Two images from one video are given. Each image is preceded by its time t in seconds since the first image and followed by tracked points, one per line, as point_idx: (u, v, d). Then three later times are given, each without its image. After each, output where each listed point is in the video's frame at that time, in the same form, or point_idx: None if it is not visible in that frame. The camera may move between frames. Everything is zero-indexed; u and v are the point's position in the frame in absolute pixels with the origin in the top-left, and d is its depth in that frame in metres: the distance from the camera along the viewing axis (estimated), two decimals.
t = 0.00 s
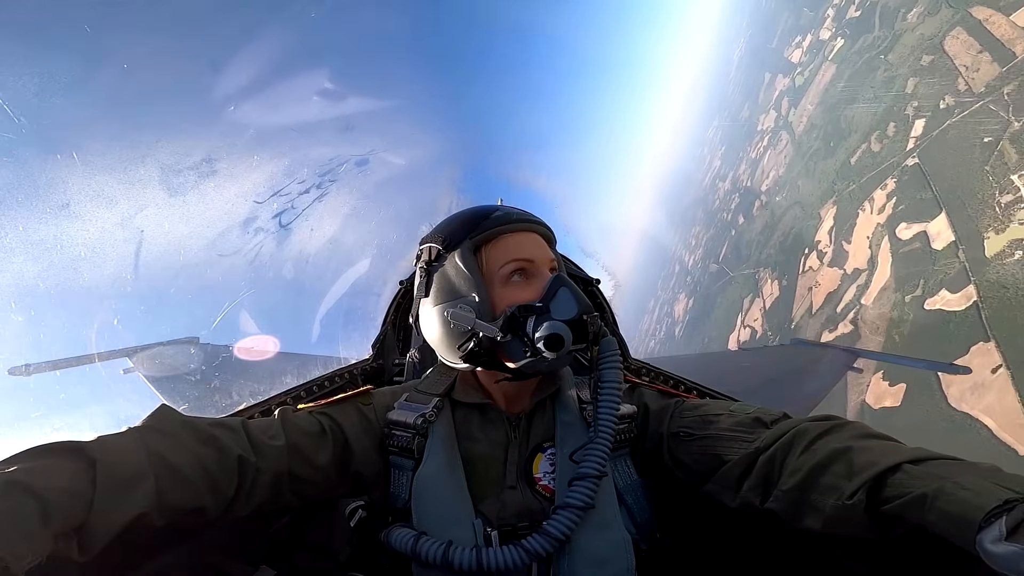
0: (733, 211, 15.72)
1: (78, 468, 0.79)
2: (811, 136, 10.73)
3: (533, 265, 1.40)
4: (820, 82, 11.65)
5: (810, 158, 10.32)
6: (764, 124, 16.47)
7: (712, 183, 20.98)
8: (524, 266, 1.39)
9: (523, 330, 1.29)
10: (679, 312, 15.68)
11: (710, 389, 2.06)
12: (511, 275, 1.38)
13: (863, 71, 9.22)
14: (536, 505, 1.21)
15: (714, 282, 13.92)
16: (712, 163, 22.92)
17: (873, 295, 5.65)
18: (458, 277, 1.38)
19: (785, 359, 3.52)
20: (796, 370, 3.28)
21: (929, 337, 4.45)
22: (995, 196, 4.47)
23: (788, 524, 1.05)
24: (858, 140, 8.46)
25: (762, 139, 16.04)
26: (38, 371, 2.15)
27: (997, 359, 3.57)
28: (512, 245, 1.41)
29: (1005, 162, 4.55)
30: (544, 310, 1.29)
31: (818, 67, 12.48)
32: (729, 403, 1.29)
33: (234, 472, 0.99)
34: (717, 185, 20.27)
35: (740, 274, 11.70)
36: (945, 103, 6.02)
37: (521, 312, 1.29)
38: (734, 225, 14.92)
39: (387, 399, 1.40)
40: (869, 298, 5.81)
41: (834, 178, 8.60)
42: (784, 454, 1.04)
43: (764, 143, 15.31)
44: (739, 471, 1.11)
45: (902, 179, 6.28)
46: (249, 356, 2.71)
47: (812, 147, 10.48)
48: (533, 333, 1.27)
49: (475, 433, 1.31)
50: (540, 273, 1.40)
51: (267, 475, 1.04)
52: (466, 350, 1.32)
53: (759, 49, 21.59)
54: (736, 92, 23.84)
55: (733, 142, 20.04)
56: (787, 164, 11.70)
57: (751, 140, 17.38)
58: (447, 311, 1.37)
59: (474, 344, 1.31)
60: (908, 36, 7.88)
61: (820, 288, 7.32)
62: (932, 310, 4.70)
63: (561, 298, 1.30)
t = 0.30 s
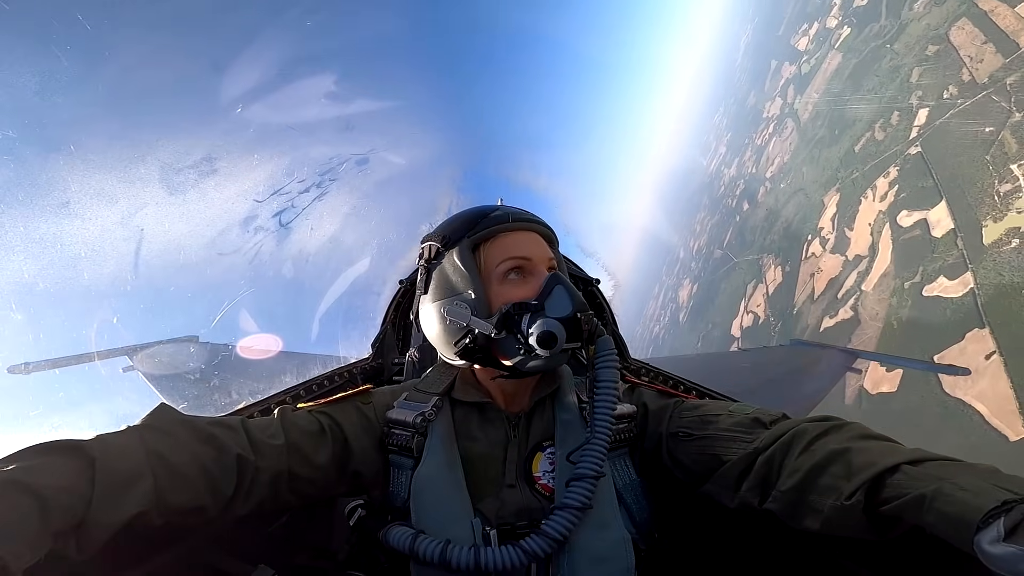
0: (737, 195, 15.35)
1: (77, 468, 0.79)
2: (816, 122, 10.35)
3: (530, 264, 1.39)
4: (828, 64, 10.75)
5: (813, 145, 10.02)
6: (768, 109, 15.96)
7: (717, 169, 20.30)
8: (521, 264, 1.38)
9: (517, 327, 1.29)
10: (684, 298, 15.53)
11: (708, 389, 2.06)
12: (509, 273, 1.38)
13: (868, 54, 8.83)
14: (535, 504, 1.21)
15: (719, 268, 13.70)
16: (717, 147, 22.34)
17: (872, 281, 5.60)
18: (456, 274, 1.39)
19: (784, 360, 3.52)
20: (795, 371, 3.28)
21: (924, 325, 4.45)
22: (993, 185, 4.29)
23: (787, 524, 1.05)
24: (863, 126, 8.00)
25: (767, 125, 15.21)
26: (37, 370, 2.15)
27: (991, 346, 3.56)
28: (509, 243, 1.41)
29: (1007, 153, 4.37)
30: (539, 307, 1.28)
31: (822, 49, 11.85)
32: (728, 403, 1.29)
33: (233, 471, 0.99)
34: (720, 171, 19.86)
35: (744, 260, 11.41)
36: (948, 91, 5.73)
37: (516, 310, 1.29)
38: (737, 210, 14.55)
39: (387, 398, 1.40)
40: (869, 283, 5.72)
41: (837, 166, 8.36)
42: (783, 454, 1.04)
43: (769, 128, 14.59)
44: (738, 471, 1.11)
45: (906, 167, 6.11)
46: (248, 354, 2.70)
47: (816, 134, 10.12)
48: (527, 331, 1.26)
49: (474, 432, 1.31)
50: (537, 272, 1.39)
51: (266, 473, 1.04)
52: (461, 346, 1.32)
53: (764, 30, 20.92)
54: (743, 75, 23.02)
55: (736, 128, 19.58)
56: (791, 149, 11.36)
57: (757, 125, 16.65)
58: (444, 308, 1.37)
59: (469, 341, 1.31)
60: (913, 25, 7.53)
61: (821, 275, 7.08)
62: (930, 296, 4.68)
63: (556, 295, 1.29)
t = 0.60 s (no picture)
0: (741, 184, 15.22)
1: (79, 469, 0.79)
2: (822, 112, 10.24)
3: (523, 265, 1.39)
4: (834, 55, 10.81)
5: (818, 136, 9.93)
6: (773, 99, 15.80)
7: (722, 156, 20.19)
8: (513, 266, 1.38)
9: (508, 329, 1.30)
10: (689, 287, 15.50)
11: (708, 388, 2.07)
12: (501, 275, 1.38)
13: (875, 46, 8.74)
14: (536, 506, 1.22)
15: (725, 254, 13.72)
16: (723, 135, 22.23)
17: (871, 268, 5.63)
18: (449, 276, 1.40)
19: (785, 360, 3.51)
20: (795, 370, 3.28)
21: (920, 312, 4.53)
22: (993, 175, 4.30)
23: (788, 523, 1.05)
24: (868, 116, 8.06)
25: (772, 114, 15.06)
26: (37, 371, 2.15)
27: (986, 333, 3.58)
28: (502, 245, 1.40)
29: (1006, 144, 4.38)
30: (530, 309, 1.29)
31: (829, 39, 11.75)
32: (728, 402, 1.29)
33: (234, 473, 0.99)
34: (724, 160, 19.73)
35: (748, 247, 11.40)
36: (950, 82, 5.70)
37: (506, 312, 1.30)
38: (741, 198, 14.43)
39: (387, 400, 1.40)
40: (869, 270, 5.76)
41: (842, 155, 8.29)
42: (783, 454, 1.04)
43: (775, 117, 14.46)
44: (739, 470, 1.11)
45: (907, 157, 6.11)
46: (248, 355, 2.70)
47: (822, 125, 10.02)
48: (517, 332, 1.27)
49: (475, 435, 1.31)
50: (531, 273, 1.38)
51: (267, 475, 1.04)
52: (452, 347, 1.34)
53: (770, 18, 20.69)
54: (749, 62, 22.82)
55: (740, 118, 19.43)
56: (797, 139, 11.26)
57: (763, 113, 16.51)
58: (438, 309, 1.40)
59: (460, 342, 1.32)
60: (919, 15, 7.45)
61: (823, 261, 7.03)
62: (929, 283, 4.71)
63: (548, 296, 1.29)
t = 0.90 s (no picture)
0: (746, 171, 15.00)
1: (82, 472, 0.79)
2: (828, 100, 10.04)
3: (502, 268, 1.53)
4: (840, 42, 10.58)
5: (822, 124, 9.78)
6: (778, 87, 15.53)
7: (727, 142, 19.96)
8: (493, 270, 1.53)
9: (484, 330, 1.40)
10: (695, 278, 15.41)
11: (710, 387, 2.07)
12: (483, 278, 1.53)
13: (879, 34, 8.57)
14: (537, 508, 1.21)
15: (730, 239, 13.68)
16: (728, 123, 22.00)
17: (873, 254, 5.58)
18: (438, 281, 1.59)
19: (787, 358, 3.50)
20: (796, 369, 3.27)
21: (918, 297, 4.54)
22: (993, 165, 4.18)
23: (790, 523, 1.05)
24: (871, 105, 7.84)
25: (778, 101, 14.86)
26: (38, 375, 2.15)
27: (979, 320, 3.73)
28: (485, 250, 1.56)
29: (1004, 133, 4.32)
30: (503, 313, 1.35)
31: (834, 26, 11.52)
32: (729, 402, 1.30)
33: (235, 476, 0.99)
34: (729, 148, 19.51)
35: (752, 233, 11.35)
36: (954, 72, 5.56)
37: (481, 315, 1.41)
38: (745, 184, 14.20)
39: (389, 403, 1.41)
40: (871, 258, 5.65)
41: (846, 143, 8.15)
42: (785, 453, 1.04)
43: (781, 104, 14.22)
44: (742, 470, 1.11)
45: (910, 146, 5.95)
46: (250, 358, 2.69)
47: (827, 113, 9.84)
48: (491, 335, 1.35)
49: (477, 438, 1.32)
50: (510, 275, 1.52)
51: (268, 478, 1.04)
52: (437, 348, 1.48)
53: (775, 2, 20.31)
54: (755, 47, 22.47)
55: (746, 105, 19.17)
56: (802, 127, 11.07)
57: (768, 101, 16.26)
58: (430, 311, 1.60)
59: (442, 344, 1.46)
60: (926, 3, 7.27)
61: (826, 249, 7.12)
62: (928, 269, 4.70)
63: (519, 301, 1.33)
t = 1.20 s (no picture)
0: (750, 156, 14.71)
1: (83, 473, 0.79)
2: (832, 86, 9.74)
3: (492, 271, 1.58)
4: (846, 27, 10.20)
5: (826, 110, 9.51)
6: (785, 72, 15.09)
7: (733, 128, 19.67)
8: (483, 272, 1.59)
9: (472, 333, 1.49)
10: (699, 267, 15.34)
11: (709, 387, 2.07)
12: (475, 280, 1.61)
13: (884, 19, 8.26)
14: (538, 509, 1.22)
15: (733, 226, 13.54)
16: (735, 108, 21.72)
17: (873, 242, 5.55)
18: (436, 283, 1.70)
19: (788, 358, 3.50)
20: (796, 369, 3.26)
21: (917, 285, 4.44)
22: (993, 154, 4.12)
23: (791, 523, 1.05)
24: (874, 95, 7.44)
25: (783, 87, 14.54)
26: (38, 376, 2.15)
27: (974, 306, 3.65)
28: (478, 253, 1.63)
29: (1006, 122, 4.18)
30: (488, 318, 1.42)
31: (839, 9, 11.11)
32: (728, 403, 1.30)
33: (236, 477, 0.99)
34: (735, 133, 19.18)
35: (756, 218, 11.23)
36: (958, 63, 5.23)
37: (469, 319, 1.49)
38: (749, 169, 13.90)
39: (391, 404, 1.42)
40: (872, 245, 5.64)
41: (848, 130, 7.92)
42: (785, 453, 1.04)
43: (787, 90, 13.86)
44: (741, 471, 1.11)
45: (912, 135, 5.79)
46: (251, 358, 2.69)
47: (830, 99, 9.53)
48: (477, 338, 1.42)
49: (479, 439, 1.33)
50: (499, 278, 1.57)
51: (269, 479, 1.04)
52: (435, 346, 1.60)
53: None
54: (762, 32, 22.04)
55: (754, 89, 18.77)
56: (807, 113, 10.79)
57: (774, 86, 15.84)
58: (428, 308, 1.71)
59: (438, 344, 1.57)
60: None
61: (828, 236, 6.99)
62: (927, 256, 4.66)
63: (502, 308, 1.39)
